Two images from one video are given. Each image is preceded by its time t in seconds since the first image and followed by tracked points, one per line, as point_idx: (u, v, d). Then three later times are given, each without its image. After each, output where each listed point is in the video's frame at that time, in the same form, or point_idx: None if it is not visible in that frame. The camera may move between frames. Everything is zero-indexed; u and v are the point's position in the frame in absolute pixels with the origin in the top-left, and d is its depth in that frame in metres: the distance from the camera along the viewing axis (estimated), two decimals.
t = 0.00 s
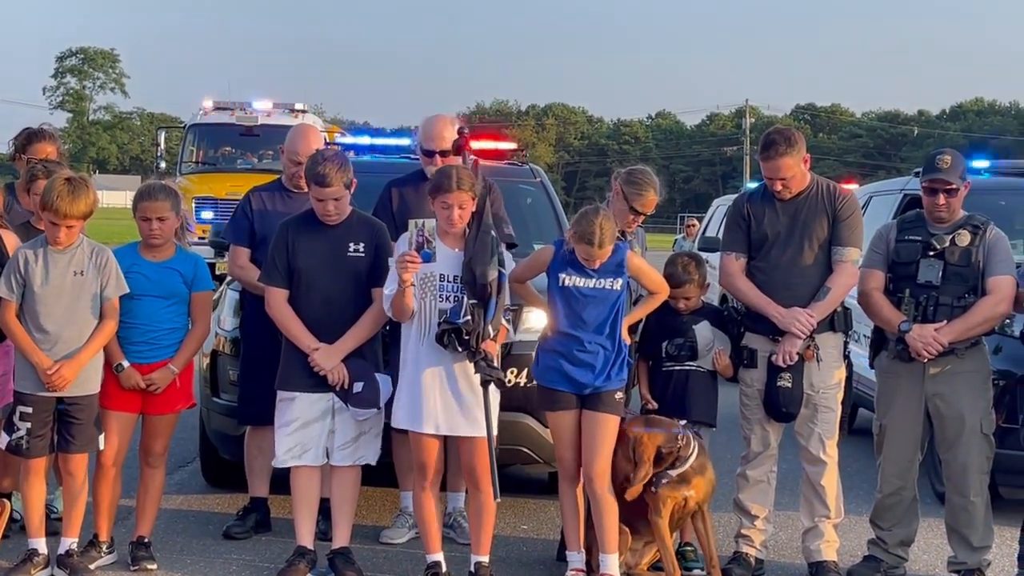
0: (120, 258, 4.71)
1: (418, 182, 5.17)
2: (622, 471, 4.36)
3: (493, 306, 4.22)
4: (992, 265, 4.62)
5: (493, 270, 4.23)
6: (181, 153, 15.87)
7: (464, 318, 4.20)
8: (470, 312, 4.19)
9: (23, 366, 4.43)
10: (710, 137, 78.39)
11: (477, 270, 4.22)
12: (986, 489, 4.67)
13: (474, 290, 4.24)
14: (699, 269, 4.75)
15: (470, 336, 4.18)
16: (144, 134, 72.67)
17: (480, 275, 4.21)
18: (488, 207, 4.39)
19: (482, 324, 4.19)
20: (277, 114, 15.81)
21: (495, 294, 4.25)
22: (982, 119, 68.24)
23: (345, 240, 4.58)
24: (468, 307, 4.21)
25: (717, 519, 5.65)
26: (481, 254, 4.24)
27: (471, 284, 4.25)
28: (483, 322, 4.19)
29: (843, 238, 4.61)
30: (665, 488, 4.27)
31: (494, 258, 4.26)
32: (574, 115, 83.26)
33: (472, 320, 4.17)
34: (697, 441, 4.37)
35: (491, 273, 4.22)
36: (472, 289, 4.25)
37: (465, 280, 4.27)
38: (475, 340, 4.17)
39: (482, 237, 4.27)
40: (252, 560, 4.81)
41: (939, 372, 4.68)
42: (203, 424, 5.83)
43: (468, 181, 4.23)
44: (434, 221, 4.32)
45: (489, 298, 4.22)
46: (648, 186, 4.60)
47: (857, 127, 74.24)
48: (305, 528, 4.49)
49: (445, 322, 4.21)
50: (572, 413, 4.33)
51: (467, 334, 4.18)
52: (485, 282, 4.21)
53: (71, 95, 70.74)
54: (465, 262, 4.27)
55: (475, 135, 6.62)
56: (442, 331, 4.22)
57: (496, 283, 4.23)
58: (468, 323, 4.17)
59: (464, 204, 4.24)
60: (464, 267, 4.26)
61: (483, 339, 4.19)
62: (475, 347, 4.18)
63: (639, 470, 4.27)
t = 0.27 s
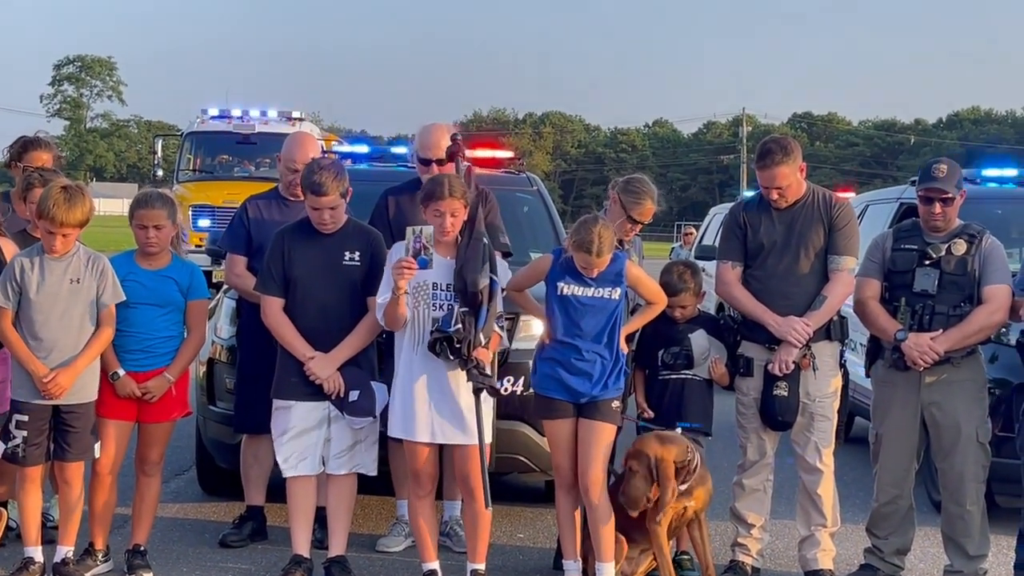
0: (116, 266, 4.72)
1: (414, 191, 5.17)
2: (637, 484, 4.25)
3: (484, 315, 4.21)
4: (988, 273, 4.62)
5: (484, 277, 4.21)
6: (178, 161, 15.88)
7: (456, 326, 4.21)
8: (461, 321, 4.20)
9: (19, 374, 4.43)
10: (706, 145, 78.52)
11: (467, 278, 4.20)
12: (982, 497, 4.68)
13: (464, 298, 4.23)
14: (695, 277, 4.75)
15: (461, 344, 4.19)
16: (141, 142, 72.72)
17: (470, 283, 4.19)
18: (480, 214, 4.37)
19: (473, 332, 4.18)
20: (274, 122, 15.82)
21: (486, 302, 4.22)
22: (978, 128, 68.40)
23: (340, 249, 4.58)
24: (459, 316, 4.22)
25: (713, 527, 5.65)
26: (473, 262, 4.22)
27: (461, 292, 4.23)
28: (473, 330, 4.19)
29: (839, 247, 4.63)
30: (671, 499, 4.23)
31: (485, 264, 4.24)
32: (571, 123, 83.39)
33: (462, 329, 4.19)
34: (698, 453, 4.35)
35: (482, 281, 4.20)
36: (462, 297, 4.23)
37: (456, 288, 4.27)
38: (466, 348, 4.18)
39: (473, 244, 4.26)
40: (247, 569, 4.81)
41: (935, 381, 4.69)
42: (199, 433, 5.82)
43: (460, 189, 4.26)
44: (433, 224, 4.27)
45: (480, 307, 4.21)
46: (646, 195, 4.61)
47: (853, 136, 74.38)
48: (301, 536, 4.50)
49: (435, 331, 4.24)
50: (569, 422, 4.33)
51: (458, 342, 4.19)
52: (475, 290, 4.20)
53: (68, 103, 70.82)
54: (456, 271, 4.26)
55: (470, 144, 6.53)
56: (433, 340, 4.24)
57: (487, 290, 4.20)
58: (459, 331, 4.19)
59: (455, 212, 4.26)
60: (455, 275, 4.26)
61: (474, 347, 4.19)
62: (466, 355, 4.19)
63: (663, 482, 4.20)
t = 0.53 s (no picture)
0: (112, 273, 4.71)
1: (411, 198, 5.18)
2: (649, 487, 4.18)
3: (483, 315, 4.23)
4: (984, 281, 4.63)
5: (483, 277, 4.22)
6: (175, 167, 15.89)
7: (455, 326, 4.21)
8: (459, 320, 4.20)
9: (15, 381, 4.42)
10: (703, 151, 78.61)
11: (467, 278, 4.21)
12: (979, 504, 4.68)
13: (463, 297, 4.24)
14: (690, 284, 4.77)
15: (460, 343, 4.18)
16: (138, 148, 72.73)
17: (470, 283, 4.20)
18: (479, 213, 4.38)
19: (472, 331, 4.19)
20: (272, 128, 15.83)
21: (485, 303, 4.24)
22: (974, 135, 68.54)
23: (335, 256, 4.58)
24: (458, 315, 4.22)
25: (709, 534, 5.65)
26: (472, 261, 4.22)
27: (460, 291, 4.24)
28: (472, 330, 4.19)
29: (835, 254, 4.63)
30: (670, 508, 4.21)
31: (484, 265, 4.25)
32: (568, 130, 83.47)
33: (462, 328, 4.18)
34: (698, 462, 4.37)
35: (482, 281, 4.21)
36: (461, 297, 4.24)
37: (454, 288, 4.27)
38: (465, 348, 4.18)
39: (472, 246, 4.26)
40: None
41: (932, 388, 4.70)
42: (195, 439, 5.82)
43: (454, 193, 4.28)
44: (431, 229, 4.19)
45: (479, 307, 4.23)
46: (642, 202, 4.61)
47: (850, 143, 74.50)
48: (297, 544, 4.50)
49: (434, 329, 4.23)
50: (569, 429, 4.33)
51: (457, 342, 4.18)
52: (475, 291, 4.21)
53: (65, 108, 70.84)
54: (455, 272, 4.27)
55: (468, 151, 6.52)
56: (431, 338, 4.23)
57: (486, 291, 4.22)
58: (458, 331, 4.18)
59: (450, 216, 4.28)
60: (454, 274, 4.26)
61: (473, 347, 4.19)
62: (464, 354, 4.18)
63: (677, 483, 4.19)
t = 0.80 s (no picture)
0: (109, 276, 4.71)
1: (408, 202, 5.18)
2: (665, 478, 4.18)
3: (479, 318, 4.20)
4: (982, 285, 4.64)
5: (483, 280, 4.19)
6: (173, 170, 15.88)
7: (450, 327, 4.21)
8: (455, 321, 4.18)
9: (11, 384, 4.42)
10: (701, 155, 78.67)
11: (467, 279, 4.18)
12: (976, 508, 4.69)
13: (462, 298, 4.22)
14: (687, 289, 4.77)
15: (454, 344, 4.18)
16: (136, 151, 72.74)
17: (470, 285, 4.17)
18: (484, 214, 4.32)
19: (466, 333, 4.17)
20: (270, 131, 15.82)
21: (483, 305, 4.22)
22: (971, 139, 68.65)
23: (332, 259, 4.58)
24: (454, 316, 4.20)
25: (707, 538, 5.65)
26: (474, 263, 4.21)
27: (460, 292, 4.21)
28: (467, 332, 4.17)
29: (833, 258, 4.64)
30: (667, 512, 4.20)
31: (485, 268, 4.23)
32: (565, 133, 83.52)
33: (457, 329, 4.17)
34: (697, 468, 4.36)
35: (482, 284, 4.18)
36: (461, 298, 4.22)
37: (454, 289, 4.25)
38: (457, 349, 4.17)
39: (474, 248, 4.23)
40: None
41: (929, 392, 4.70)
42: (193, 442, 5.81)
43: (452, 197, 4.30)
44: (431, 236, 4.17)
45: (476, 310, 4.20)
46: (640, 206, 4.61)
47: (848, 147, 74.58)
48: (294, 548, 4.49)
49: (429, 329, 4.26)
50: (568, 434, 4.33)
51: (451, 343, 4.19)
52: (474, 293, 4.19)
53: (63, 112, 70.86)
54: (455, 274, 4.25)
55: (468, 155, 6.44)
56: (426, 338, 4.25)
57: (485, 294, 4.20)
58: (452, 332, 4.17)
59: (448, 220, 4.30)
60: (455, 275, 4.24)
61: (466, 349, 4.17)
62: (456, 356, 4.17)
63: (688, 480, 4.24)
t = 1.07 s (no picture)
0: (107, 277, 4.70)
1: (407, 203, 5.17)
2: (669, 474, 4.17)
3: (480, 317, 4.24)
4: (980, 285, 4.64)
5: (488, 280, 4.24)
6: (171, 170, 15.88)
7: (449, 324, 4.21)
8: (456, 319, 4.20)
9: (8, 384, 4.42)
10: (700, 156, 78.68)
11: (472, 278, 4.23)
12: (974, 509, 4.69)
13: (465, 298, 4.28)
14: (686, 290, 4.78)
15: (453, 342, 4.19)
16: (134, 151, 72.73)
17: (474, 285, 4.22)
18: (494, 219, 4.42)
19: (466, 332, 4.19)
20: (268, 132, 15.82)
21: (485, 306, 4.27)
22: (970, 140, 68.64)
23: (330, 260, 4.58)
24: (455, 313, 4.23)
25: (705, 539, 5.65)
26: (480, 262, 4.24)
27: (463, 292, 4.27)
28: (467, 330, 4.20)
29: (831, 259, 4.64)
30: (668, 512, 4.21)
31: (492, 271, 4.26)
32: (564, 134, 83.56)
33: (457, 327, 4.19)
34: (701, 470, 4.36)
35: (486, 284, 4.23)
36: (464, 298, 4.28)
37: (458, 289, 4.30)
38: (456, 347, 4.18)
39: (482, 249, 4.26)
40: None
41: (928, 393, 4.70)
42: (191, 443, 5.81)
43: (459, 199, 4.29)
44: (434, 228, 4.19)
45: (478, 309, 4.25)
46: (637, 206, 4.61)
47: (846, 147, 74.61)
48: (292, 549, 4.48)
49: (430, 327, 4.24)
50: (569, 434, 4.32)
51: (450, 340, 4.19)
52: (477, 293, 4.24)
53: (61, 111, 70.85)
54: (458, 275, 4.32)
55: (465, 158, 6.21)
56: (427, 336, 4.24)
57: (488, 295, 4.25)
58: (452, 329, 4.18)
59: (454, 222, 4.29)
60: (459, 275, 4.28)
61: (466, 347, 4.19)
62: (456, 354, 4.18)
63: (692, 478, 4.25)
